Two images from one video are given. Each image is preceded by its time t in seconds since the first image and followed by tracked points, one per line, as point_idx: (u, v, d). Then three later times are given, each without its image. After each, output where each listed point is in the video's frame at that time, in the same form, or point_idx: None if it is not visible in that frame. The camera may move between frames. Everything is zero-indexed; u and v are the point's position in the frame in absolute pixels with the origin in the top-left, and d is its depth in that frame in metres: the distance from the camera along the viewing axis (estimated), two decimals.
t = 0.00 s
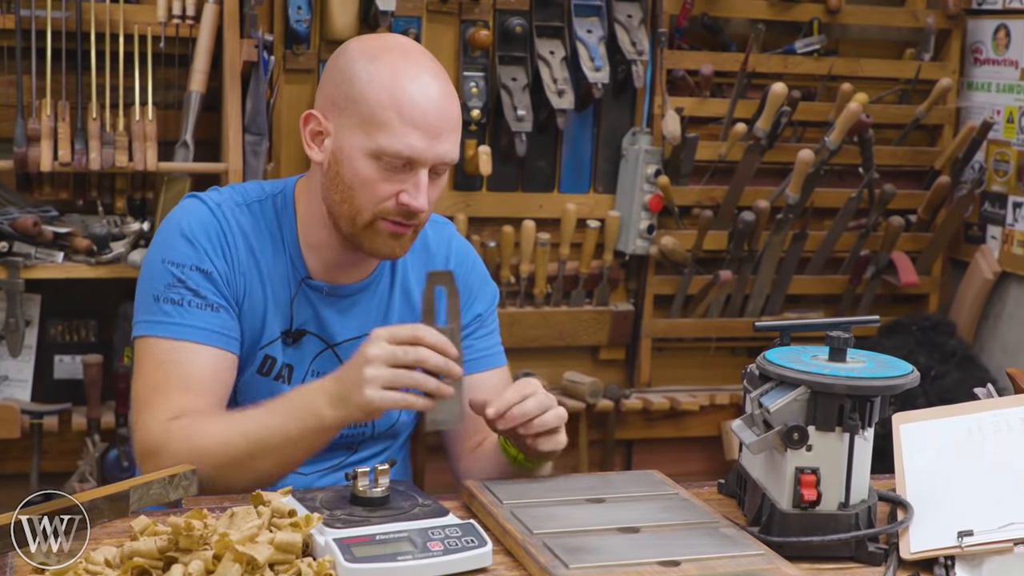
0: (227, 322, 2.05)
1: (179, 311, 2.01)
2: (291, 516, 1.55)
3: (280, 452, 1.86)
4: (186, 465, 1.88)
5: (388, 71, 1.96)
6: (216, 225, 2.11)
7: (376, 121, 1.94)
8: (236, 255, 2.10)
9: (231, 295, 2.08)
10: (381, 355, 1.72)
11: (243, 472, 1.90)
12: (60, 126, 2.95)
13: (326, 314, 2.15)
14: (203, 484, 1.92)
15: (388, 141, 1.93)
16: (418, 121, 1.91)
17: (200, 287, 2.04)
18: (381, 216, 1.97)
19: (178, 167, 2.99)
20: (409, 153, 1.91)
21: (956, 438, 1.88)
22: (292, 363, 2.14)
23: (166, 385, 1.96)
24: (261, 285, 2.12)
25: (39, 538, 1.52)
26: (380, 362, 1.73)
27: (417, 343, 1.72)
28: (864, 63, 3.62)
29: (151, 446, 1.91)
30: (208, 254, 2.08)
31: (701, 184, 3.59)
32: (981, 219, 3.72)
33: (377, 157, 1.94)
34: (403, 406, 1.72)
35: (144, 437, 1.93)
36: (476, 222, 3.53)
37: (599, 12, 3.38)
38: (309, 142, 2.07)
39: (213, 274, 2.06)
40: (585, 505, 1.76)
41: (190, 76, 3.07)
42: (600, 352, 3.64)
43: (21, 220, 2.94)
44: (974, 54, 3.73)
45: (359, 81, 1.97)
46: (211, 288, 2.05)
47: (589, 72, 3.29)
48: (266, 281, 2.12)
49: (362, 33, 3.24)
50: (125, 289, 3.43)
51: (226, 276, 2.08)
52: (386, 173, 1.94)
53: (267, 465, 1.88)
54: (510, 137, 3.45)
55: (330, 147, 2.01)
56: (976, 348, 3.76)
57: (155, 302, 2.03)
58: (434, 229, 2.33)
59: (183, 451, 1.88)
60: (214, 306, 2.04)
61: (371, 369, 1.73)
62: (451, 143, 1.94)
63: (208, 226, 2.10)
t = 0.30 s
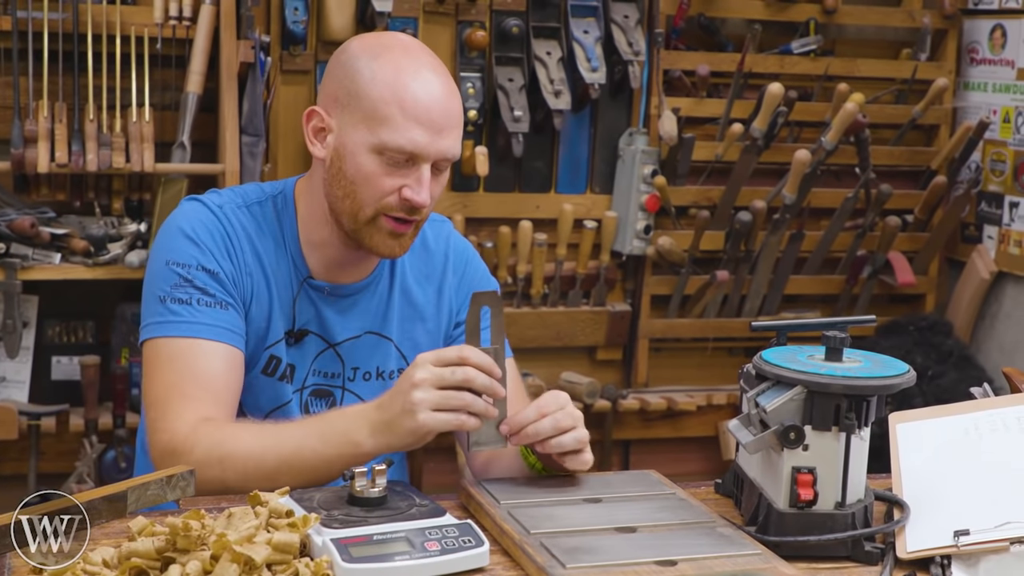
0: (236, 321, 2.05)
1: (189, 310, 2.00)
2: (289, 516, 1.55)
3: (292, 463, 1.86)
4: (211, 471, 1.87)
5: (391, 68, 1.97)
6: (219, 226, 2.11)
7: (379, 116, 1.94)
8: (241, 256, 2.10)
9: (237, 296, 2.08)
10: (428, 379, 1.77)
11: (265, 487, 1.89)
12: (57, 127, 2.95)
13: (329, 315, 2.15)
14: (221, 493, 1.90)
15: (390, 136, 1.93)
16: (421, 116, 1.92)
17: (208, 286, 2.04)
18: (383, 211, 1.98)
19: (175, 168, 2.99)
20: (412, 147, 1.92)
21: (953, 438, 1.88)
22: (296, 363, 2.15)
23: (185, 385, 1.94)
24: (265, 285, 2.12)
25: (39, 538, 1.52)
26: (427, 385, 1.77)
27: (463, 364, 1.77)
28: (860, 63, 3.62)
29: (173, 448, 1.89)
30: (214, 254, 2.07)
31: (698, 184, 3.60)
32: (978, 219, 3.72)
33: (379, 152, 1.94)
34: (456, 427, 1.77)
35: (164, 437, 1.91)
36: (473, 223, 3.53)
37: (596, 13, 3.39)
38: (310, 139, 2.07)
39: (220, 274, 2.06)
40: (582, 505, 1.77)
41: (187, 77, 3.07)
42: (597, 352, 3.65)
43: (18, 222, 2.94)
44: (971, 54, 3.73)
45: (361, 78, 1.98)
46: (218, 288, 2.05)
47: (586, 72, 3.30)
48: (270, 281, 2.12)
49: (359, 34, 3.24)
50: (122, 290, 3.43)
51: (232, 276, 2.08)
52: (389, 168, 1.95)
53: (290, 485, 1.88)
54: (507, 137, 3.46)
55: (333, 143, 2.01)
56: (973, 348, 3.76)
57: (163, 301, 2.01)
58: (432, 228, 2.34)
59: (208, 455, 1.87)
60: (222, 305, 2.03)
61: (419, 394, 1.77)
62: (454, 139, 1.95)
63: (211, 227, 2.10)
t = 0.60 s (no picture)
0: (233, 330, 2.05)
1: (185, 320, 2.00)
2: (285, 517, 1.55)
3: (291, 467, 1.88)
4: (202, 479, 1.89)
5: (400, 78, 1.96)
6: (217, 233, 2.10)
7: (389, 128, 1.94)
8: (239, 263, 2.09)
9: (234, 304, 2.08)
10: (433, 401, 1.83)
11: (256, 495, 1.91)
12: (54, 128, 2.95)
13: (329, 321, 2.15)
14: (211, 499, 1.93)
15: (402, 148, 1.93)
16: (432, 127, 1.92)
17: (204, 295, 2.03)
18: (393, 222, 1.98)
19: (172, 168, 2.98)
20: (423, 159, 1.92)
21: (949, 439, 1.88)
22: (292, 368, 2.15)
23: (180, 394, 1.95)
24: (263, 293, 2.11)
25: (39, 538, 1.51)
26: (429, 410, 1.82)
27: (469, 398, 1.84)
28: (857, 64, 3.62)
29: (166, 456, 1.92)
30: (211, 262, 2.06)
31: (695, 185, 3.60)
32: (974, 220, 3.73)
33: (390, 163, 1.94)
34: (448, 456, 1.83)
35: (157, 446, 1.93)
36: (470, 223, 3.53)
37: (593, 14, 3.39)
38: (317, 148, 2.06)
39: (217, 283, 2.05)
40: (578, 506, 1.77)
41: (184, 77, 3.07)
42: (594, 352, 3.65)
43: (15, 222, 2.94)
44: (967, 55, 3.74)
45: (370, 88, 1.97)
46: (214, 297, 2.05)
47: (583, 73, 3.31)
48: (269, 289, 2.11)
49: (356, 35, 3.25)
50: (119, 291, 3.42)
51: (230, 284, 2.07)
52: (399, 179, 1.95)
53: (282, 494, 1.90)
54: (504, 138, 3.45)
55: (341, 153, 2.00)
56: (969, 348, 3.76)
57: (159, 310, 2.01)
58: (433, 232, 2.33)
59: (201, 463, 1.89)
60: (218, 314, 2.03)
61: (420, 415, 1.82)
62: (463, 149, 1.96)
63: (209, 234, 2.09)
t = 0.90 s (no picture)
0: (233, 332, 2.05)
1: (185, 320, 2.00)
2: (283, 518, 1.55)
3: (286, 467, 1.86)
4: (199, 479, 1.88)
5: (406, 85, 1.95)
6: (219, 233, 2.10)
7: (397, 136, 1.93)
8: (241, 264, 2.10)
9: (235, 304, 2.08)
10: (425, 408, 1.81)
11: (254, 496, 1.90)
12: (52, 128, 2.95)
13: (330, 322, 2.15)
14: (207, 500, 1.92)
15: (410, 156, 1.92)
16: (440, 135, 1.92)
17: (205, 296, 2.03)
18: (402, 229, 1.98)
19: (170, 169, 2.98)
20: (431, 167, 1.92)
21: (947, 439, 1.88)
22: (292, 370, 2.14)
23: (179, 394, 1.95)
24: (264, 294, 2.11)
25: (39, 537, 1.51)
26: (422, 416, 1.81)
27: (464, 406, 1.82)
28: (855, 65, 3.63)
29: (163, 455, 1.92)
30: (212, 263, 2.07)
31: (693, 185, 3.60)
32: (972, 220, 3.73)
33: (398, 171, 1.94)
34: (442, 462, 1.82)
35: (155, 446, 1.93)
36: (468, 224, 3.52)
37: (591, 14, 3.39)
38: (323, 155, 2.05)
39: (218, 283, 2.05)
40: (576, 506, 1.76)
41: (182, 78, 3.06)
42: (592, 353, 3.65)
43: (12, 223, 2.94)
44: (965, 55, 3.74)
45: (376, 95, 1.96)
46: (215, 297, 2.05)
47: (580, 74, 3.30)
48: (270, 290, 2.11)
49: (354, 35, 3.24)
50: (117, 291, 3.42)
51: (231, 285, 2.07)
52: (407, 187, 1.95)
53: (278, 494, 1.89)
54: (502, 139, 3.44)
55: (348, 161, 2.00)
56: (967, 348, 3.76)
57: (159, 310, 2.02)
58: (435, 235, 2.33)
59: (198, 463, 1.89)
60: (219, 315, 2.03)
61: (413, 421, 1.80)
62: (470, 155, 1.95)
63: (212, 235, 2.09)
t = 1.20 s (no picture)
0: (241, 329, 2.04)
1: (194, 314, 2.00)
2: (281, 519, 1.54)
3: (287, 469, 1.85)
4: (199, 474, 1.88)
5: (430, 92, 1.96)
6: (232, 230, 2.10)
7: (420, 142, 1.93)
8: (252, 261, 2.10)
9: (244, 301, 2.08)
10: (428, 414, 1.81)
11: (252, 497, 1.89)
12: (49, 130, 2.94)
13: (338, 323, 2.15)
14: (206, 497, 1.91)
15: (432, 163, 1.93)
16: (463, 143, 1.92)
17: (215, 291, 2.03)
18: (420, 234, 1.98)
19: (168, 170, 2.97)
20: (453, 174, 1.92)
21: (945, 438, 1.88)
22: (299, 369, 2.14)
23: (183, 388, 1.94)
24: (274, 292, 2.11)
25: (39, 538, 1.51)
26: (425, 422, 1.81)
27: (466, 412, 1.83)
28: (854, 64, 3.62)
29: (164, 449, 1.90)
30: (223, 259, 2.07)
31: (692, 185, 3.60)
32: (971, 219, 3.73)
33: (420, 176, 1.94)
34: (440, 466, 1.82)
35: (156, 438, 1.91)
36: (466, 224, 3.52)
37: (589, 14, 3.39)
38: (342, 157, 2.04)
39: (229, 280, 2.05)
40: (574, 507, 1.76)
41: (180, 78, 3.05)
42: (591, 353, 3.65)
43: (10, 224, 2.94)
44: (964, 55, 3.74)
45: (400, 101, 1.96)
46: (225, 293, 2.04)
47: (579, 74, 3.30)
48: (279, 289, 2.11)
49: (352, 36, 3.24)
50: (115, 293, 3.41)
51: (241, 281, 2.07)
52: (427, 192, 1.95)
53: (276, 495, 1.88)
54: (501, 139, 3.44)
55: (368, 165, 1.99)
56: (967, 348, 3.76)
57: (168, 303, 2.01)
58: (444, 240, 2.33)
59: (199, 459, 1.88)
60: (228, 311, 2.03)
61: (417, 427, 1.81)
62: (490, 163, 1.96)
63: (224, 231, 2.10)
